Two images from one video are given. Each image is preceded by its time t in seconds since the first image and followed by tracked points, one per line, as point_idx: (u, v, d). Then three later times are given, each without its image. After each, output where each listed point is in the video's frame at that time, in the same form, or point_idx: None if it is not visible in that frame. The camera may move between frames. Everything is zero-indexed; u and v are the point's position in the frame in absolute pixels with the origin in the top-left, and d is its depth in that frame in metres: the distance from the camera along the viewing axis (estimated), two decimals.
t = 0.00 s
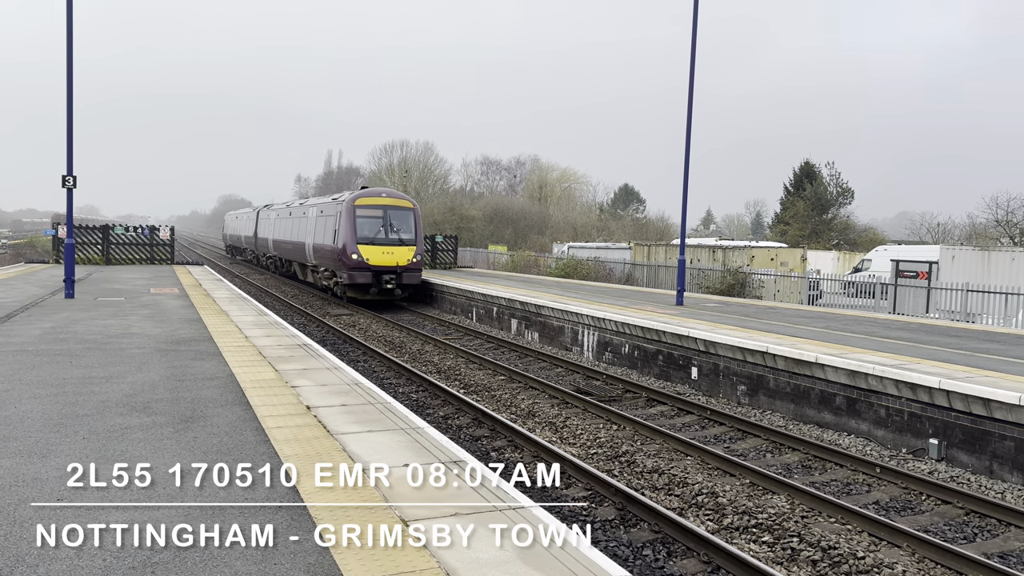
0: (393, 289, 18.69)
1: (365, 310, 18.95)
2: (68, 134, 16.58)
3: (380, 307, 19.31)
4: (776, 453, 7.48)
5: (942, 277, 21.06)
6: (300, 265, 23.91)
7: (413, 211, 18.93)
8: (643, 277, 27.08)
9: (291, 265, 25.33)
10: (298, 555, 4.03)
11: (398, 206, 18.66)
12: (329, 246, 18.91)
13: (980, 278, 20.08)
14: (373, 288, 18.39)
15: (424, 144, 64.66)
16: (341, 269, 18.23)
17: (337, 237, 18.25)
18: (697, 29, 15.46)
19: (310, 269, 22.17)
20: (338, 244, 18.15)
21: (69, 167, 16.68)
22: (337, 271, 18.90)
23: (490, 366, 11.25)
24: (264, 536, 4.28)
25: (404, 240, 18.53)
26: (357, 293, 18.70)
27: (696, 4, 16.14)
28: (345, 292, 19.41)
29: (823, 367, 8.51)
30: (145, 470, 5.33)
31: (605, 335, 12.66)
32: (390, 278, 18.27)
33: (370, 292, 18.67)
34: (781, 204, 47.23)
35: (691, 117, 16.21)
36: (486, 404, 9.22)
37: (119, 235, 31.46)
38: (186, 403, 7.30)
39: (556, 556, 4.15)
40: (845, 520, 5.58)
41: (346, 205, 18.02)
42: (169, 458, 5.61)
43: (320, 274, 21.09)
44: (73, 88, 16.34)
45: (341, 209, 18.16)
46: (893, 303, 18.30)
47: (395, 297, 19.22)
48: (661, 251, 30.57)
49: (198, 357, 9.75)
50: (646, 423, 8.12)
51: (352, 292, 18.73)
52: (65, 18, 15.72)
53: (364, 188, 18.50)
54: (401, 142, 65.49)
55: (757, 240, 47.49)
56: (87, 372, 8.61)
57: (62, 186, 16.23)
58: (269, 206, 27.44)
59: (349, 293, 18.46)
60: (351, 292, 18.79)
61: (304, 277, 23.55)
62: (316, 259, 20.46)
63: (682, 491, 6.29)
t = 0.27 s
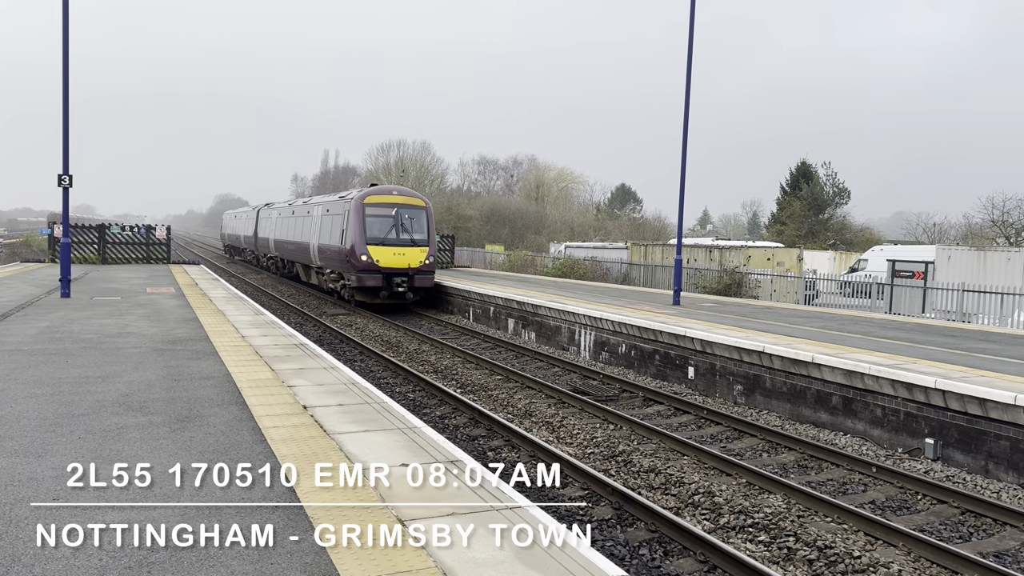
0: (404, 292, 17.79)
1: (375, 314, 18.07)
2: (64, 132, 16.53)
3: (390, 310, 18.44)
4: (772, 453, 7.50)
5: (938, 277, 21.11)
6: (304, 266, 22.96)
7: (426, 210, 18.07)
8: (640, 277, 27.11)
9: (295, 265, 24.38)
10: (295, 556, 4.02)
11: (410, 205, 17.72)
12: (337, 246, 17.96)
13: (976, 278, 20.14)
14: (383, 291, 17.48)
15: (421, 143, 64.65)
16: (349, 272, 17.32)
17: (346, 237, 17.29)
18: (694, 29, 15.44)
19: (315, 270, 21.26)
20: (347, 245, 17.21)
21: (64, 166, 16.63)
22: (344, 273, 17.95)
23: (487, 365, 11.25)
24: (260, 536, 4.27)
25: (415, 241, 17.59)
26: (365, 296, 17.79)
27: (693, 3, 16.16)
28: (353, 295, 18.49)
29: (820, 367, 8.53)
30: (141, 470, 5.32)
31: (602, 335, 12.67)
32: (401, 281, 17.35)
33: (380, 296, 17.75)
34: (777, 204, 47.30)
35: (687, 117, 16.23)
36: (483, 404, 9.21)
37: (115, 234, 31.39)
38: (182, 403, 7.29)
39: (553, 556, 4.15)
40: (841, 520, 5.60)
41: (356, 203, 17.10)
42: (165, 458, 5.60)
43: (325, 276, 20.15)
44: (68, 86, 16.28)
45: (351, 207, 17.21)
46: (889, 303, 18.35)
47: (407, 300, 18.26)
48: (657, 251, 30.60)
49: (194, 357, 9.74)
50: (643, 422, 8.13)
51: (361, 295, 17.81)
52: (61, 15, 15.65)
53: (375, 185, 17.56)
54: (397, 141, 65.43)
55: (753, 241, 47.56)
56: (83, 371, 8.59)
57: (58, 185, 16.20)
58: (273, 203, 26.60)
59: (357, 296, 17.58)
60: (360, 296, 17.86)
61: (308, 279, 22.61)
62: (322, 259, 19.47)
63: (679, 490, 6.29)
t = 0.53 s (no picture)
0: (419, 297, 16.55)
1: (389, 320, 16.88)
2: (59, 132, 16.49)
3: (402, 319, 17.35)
4: (768, 452, 7.51)
5: (934, 276, 21.16)
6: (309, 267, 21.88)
7: (444, 208, 16.91)
8: (636, 276, 27.13)
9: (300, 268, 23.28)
10: (291, 555, 4.02)
11: (426, 202, 16.54)
12: (347, 247, 16.83)
13: (971, 278, 20.20)
14: (397, 296, 16.29)
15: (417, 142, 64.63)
16: (361, 274, 16.12)
17: (358, 237, 16.10)
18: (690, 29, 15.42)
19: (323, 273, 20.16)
20: (359, 246, 16.07)
21: (60, 165, 16.59)
22: (355, 276, 16.76)
23: (483, 365, 11.24)
24: (257, 536, 4.27)
25: (432, 242, 16.35)
26: (378, 302, 16.53)
27: (690, 4, 16.17)
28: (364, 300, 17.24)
29: (815, 366, 8.55)
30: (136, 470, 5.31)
31: (598, 334, 12.68)
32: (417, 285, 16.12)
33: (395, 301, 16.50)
34: (773, 203, 47.38)
35: (684, 117, 16.25)
36: (480, 403, 9.22)
37: (111, 233, 31.33)
38: (178, 402, 7.28)
39: (550, 555, 4.16)
40: (836, 519, 5.61)
41: (370, 201, 15.93)
42: (161, 458, 5.58)
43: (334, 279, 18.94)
44: (63, 84, 16.23)
45: (364, 204, 16.05)
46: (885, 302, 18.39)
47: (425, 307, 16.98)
48: (653, 250, 30.62)
49: (190, 356, 9.72)
50: (639, 421, 8.14)
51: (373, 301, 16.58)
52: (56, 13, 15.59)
53: (389, 181, 16.42)
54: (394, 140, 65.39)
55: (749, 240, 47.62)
56: (79, 371, 8.57)
57: (54, 184, 16.16)
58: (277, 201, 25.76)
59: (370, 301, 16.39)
60: (372, 301, 16.61)
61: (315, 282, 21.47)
62: (331, 261, 18.29)
63: (675, 489, 6.31)
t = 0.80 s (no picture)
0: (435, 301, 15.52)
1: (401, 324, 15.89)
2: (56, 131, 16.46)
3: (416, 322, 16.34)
4: (765, 451, 7.53)
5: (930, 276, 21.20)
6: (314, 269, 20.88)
7: (461, 207, 15.87)
8: (634, 276, 27.15)
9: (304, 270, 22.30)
10: (288, 554, 4.02)
11: (442, 200, 15.56)
12: (358, 248, 15.82)
13: (967, 277, 20.25)
14: (411, 300, 15.23)
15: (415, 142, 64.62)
16: (373, 277, 15.08)
17: (370, 237, 15.08)
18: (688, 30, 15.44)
19: (330, 276, 19.13)
20: (370, 248, 15.05)
21: (56, 164, 16.56)
22: (366, 279, 15.73)
23: (481, 364, 11.24)
24: (254, 535, 4.27)
25: (449, 242, 15.39)
26: (391, 307, 15.44)
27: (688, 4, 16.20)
28: (376, 304, 16.13)
29: (813, 366, 8.56)
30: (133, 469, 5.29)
31: (596, 333, 12.68)
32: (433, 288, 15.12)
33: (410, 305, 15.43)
34: (770, 203, 47.44)
35: (681, 116, 16.26)
36: (477, 403, 9.22)
37: (108, 232, 31.28)
38: (175, 402, 7.27)
39: (547, 554, 4.16)
40: (833, 517, 5.62)
41: (383, 199, 14.92)
42: (157, 457, 5.57)
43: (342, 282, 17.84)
44: (60, 83, 16.19)
45: (376, 203, 15.05)
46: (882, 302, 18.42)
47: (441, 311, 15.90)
48: (651, 250, 30.65)
49: (187, 355, 9.71)
50: (636, 421, 8.15)
51: (385, 304, 15.48)
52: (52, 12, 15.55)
53: (403, 178, 15.41)
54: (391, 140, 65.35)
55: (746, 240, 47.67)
56: (76, 370, 8.56)
57: (51, 183, 16.14)
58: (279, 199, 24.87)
59: (382, 306, 15.37)
60: (384, 306, 15.50)
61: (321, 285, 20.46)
62: (339, 264, 17.26)
63: (672, 488, 6.31)
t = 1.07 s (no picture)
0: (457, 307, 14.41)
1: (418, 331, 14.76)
2: (52, 130, 16.42)
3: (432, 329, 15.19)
4: (762, 450, 7.54)
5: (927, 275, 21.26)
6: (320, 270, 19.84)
7: (485, 204, 14.85)
8: (631, 275, 27.17)
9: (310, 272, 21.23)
10: (284, 553, 4.01)
11: (465, 197, 14.55)
12: (373, 249, 14.79)
13: (964, 276, 20.31)
14: (433, 306, 14.13)
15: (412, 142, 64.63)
16: (391, 281, 14.03)
17: (388, 237, 14.05)
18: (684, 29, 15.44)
19: (339, 278, 18.08)
20: (387, 248, 13.99)
21: (53, 163, 16.52)
22: (383, 282, 14.65)
23: (478, 363, 11.23)
24: (251, 534, 4.26)
25: (472, 242, 14.31)
26: (409, 313, 14.32)
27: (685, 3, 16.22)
28: (391, 310, 14.96)
29: (810, 364, 8.57)
30: (130, 469, 5.28)
31: (593, 333, 12.68)
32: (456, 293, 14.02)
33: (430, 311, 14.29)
34: (767, 202, 47.50)
35: (678, 116, 16.28)
36: (474, 402, 9.21)
37: (104, 231, 31.22)
38: (172, 401, 7.27)
39: (544, 553, 4.15)
40: (830, 516, 5.62)
41: (402, 196, 13.92)
42: (154, 457, 5.56)
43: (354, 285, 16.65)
44: (56, 82, 16.16)
45: (394, 200, 14.05)
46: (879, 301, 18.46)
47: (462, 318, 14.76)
48: (648, 249, 30.68)
49: (183, 355, 9.70)
50: (634, 419, 8.15)
51: (403, 310, 14.34)
52: (49, 10, 15.52)
53: (422, 173, 14.40)
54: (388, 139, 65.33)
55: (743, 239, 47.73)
56: (72, 369, 8.55)
57: (47, 182, 16.10)
58: (283, 198, 23.91)
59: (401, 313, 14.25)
60: (401, 312, 14.35)
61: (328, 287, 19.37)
62: (352, 266, 16.20)
63: (669, 487, 6.32)
